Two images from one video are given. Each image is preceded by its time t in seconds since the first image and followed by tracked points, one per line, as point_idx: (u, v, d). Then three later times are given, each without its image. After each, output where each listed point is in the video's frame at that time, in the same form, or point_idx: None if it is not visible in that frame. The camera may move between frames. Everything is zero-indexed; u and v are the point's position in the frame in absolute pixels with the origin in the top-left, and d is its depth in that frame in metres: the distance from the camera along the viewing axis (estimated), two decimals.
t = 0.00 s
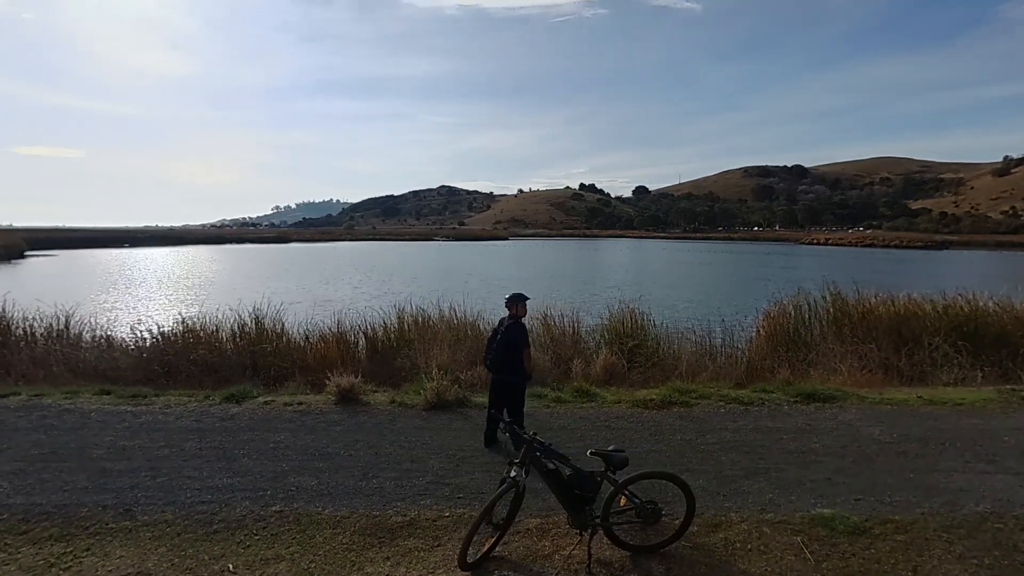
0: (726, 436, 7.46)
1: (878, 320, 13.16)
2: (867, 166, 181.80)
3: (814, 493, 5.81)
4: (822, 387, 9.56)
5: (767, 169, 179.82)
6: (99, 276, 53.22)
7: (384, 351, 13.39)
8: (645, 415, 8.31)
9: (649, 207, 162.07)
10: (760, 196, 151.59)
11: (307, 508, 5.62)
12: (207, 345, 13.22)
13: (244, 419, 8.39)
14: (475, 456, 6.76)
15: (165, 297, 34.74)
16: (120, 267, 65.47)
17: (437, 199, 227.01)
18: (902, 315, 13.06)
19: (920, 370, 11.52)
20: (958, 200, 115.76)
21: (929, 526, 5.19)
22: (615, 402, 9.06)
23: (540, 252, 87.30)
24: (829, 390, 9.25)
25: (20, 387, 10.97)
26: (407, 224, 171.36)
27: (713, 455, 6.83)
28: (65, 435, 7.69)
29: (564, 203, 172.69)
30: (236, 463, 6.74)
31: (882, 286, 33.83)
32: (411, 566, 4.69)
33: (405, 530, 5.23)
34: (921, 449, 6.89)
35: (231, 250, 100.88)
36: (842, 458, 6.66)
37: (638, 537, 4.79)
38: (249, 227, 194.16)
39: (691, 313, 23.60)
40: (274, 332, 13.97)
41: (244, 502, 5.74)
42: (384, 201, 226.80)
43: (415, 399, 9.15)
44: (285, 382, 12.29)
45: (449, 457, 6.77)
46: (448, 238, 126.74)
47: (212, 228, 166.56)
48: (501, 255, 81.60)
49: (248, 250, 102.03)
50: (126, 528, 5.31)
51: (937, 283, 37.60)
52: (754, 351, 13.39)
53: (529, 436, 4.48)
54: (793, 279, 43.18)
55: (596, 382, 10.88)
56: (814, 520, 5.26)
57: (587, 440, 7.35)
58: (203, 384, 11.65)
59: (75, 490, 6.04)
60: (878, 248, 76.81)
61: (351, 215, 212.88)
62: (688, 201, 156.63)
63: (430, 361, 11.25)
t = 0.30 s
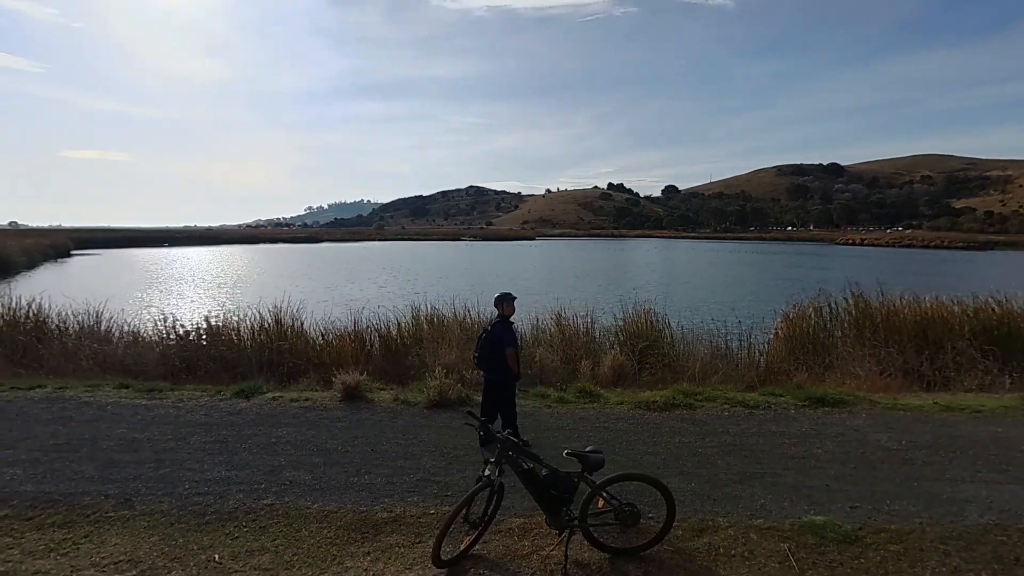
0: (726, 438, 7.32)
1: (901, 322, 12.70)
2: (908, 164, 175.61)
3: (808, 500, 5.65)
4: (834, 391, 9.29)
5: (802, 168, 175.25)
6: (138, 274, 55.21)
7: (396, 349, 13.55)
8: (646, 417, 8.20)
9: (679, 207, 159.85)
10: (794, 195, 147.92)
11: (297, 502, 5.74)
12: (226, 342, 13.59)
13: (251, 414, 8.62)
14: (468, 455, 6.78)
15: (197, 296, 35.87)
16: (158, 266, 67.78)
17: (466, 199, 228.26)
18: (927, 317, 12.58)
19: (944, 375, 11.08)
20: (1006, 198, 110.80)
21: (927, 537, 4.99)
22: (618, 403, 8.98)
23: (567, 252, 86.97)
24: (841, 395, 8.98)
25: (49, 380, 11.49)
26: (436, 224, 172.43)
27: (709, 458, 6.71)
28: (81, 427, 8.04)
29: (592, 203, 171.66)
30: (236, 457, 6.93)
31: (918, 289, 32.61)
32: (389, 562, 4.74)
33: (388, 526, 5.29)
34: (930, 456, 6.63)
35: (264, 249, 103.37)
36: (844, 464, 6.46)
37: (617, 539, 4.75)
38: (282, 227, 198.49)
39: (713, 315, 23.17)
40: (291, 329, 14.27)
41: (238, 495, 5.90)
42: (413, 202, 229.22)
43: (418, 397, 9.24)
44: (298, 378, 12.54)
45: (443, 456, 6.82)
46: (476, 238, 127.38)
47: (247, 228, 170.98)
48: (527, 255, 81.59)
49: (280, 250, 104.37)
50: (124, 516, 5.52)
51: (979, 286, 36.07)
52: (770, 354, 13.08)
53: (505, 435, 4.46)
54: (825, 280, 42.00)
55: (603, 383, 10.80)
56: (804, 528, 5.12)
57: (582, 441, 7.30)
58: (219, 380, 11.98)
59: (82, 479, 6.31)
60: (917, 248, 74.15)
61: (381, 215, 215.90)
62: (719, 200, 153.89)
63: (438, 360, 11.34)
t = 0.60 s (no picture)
0: (730, 443, 7.18)
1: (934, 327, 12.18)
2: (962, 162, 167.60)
3: (806, 507, 5.49)
4: (852, 397, 8.99)
5: (847, 166, 169.31)
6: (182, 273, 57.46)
7: (414, 347, 13.72)
8: (652, 419, 8.10)
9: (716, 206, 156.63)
10: (837, 194, 143.03)
11: (295, 495, 5.91)
12: (252, 338, 14.04)
13: (265, 408, 8.89)
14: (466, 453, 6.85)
15: (235, 294, 37.14)
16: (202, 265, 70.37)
17: (500, 199, 229.11)
18: (961, 321, 12.02)
19: (977, 383, 10.57)
20: None
21: (929, 550, 4.78)
22: (626, 405, 8.90)
23: (599, 252, 86.28)
24: (859, 400, 8.68)
25: (86, 372, 12.11)
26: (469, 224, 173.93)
27: (710, 463, 6.59)
28: (107, 417, 8.46)
29: (626, 202, 169.91)
30: (244, 449, 7.16)
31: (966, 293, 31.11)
32: (374, 555, 4.82)
33: (379, 520, 5.37)
34: (945, 466, 6.35)
35: (302, 249, 106.14)
36: (851, 472, 6.24)
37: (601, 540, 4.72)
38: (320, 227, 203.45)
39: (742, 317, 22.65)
40: (314, 327, 14.63)
41: (241, 486, 6.11)
42: (447, 202, 231.43)
43: (427, 395, 9.36)
44: (318, 374, 12.84)
45: (442, 453, 6.89)
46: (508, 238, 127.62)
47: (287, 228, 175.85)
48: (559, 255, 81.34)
49: (318, 249, 107.02)
50: (133, 503, 5.79)
51: None
52: (793, 357, 12.73)
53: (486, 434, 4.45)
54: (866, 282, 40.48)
55: (616, 384, 10.70)
56: (797, 536, 4.98)
57: (584, 442, 7.26)
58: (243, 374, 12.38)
59: (100, 467, 6.64)
60: (969, 249, 70.71)
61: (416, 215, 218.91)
62: (758, 199, 150.06)
63: (451, 358, 11.46)
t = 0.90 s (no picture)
0: (739, 449, 6.98)
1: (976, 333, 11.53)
2: None
3: (809, 517, 5.30)
4: (876, 405, 8.60)
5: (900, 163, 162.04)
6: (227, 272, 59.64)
7: (434, 346, 13.86)
8: (661, 423, 7.96)
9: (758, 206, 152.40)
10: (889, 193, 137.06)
11: (297, 488, 6.06)
12: (279, 335, 14.46)
13: (281, 403, 9.15)
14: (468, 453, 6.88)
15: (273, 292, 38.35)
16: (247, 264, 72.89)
17: (536, 199, 228.98)
18: (1005, 326, 11.33)
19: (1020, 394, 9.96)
20: None
21: (935, 566, 4.54)
22: (637, 407, 8.76)
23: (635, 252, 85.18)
24: (883, 408, 8.31)
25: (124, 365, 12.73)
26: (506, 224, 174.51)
27: (714, 468, 6.43)
28: (134, 409, 8.88)
29: (665, 202, 167.25)
30: (256, 442, 7.39)
31: None
32: (364, 549, 4.90)
33: (373, 515, 5.46)
34: (967, 479, 6.01)
35: (343, 249, 108.71)
36: (863, 483, 5.98)
37: (587, 543, 4.68)
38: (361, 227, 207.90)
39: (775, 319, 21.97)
40: (339, 324, 14.95)
41: (247, 478, 6.31)
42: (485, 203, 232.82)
43: (439, 393, 9.45)
44: (340, 371, 13.11)
45: (445, 451, 6.94)
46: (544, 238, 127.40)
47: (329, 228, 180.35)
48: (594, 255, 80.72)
49: (358, 249, 109.42)
50: (145, 491, 6.05)
51: None
52: (822, 363, 12.27)
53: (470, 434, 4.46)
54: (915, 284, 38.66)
55: (632, 385, 10.55)
56: (794, 546, 4.81)
57: (588, 443, 7.20)
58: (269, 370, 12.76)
59: (121, 455, 6.97)
60: None
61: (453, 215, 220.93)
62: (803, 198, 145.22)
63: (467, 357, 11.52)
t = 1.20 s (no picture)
0: (748, 455, 6.74)
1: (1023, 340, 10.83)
2: None
3: (811, 529, 5.07)
4: (903, 413, 8.17)
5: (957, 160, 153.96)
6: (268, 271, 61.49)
7: (454, 344, 13.94)
8: (671, 427, 7.76)
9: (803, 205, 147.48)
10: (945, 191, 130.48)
11: (298, 482, 6.18)
12: (305, 332, 14.80)
13: (296, 398, 9.37)
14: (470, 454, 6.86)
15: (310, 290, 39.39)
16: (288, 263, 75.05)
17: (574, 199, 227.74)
18: None
19: None
20: None
21: None
22: (648, 410, 8.57)
23: (672, 253, 83.64)
24: (909, 417, 7.88)
25: (159, 360, 13.28)
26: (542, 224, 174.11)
27: (718, 475, 6.24)
28: (159, 401, 9.26)
29: (705, 201, 163.84)
30: (267, 436, 7.58)
31: None
32: (351, 546, 4.95)
33: (366, 512, 5.51)
34: (991, 495, 5.64)
35: (381, 248, 110.73)
36: (876, 495, 5.69)
37: (572, 548, 4.59)
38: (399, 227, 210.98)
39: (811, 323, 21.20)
40: (363, 323, 15.20)
41: (252, 471, 6.48)
42: (521, 203, 233.00)
43: (450, 392, 9.48)
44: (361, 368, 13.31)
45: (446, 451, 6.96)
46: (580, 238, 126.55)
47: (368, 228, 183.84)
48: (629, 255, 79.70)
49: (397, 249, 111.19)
50: (155, 480, 6.28)
51: None
52: (852, 369, 11.75)
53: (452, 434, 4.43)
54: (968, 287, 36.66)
55: (648, 388, 10.34)
56: (790, 559, 4.60)
57: (591, 447, 7.08)
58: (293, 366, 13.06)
59: (139, 446, 7.27)
60: None
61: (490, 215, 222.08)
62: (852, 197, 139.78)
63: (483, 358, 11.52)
